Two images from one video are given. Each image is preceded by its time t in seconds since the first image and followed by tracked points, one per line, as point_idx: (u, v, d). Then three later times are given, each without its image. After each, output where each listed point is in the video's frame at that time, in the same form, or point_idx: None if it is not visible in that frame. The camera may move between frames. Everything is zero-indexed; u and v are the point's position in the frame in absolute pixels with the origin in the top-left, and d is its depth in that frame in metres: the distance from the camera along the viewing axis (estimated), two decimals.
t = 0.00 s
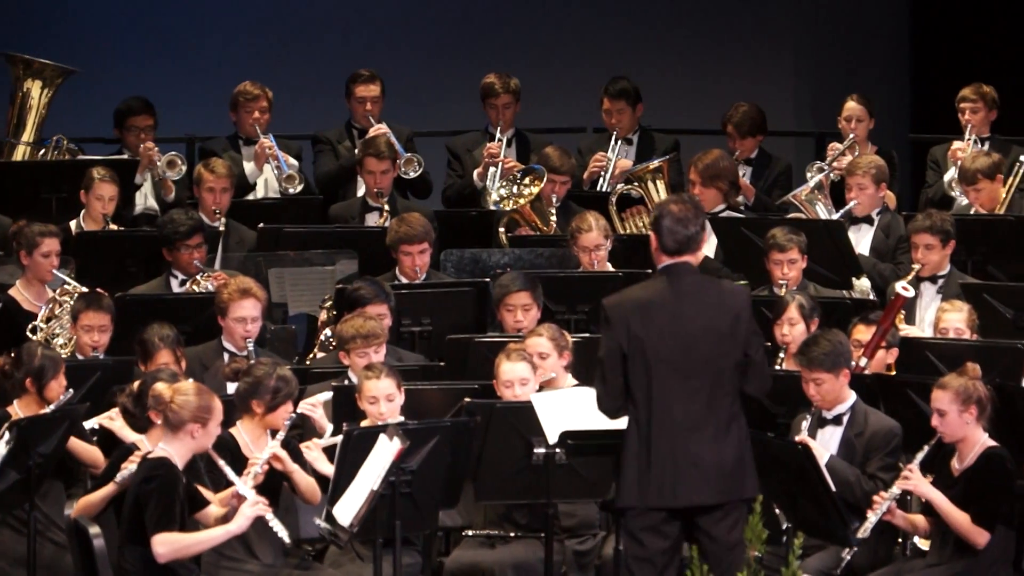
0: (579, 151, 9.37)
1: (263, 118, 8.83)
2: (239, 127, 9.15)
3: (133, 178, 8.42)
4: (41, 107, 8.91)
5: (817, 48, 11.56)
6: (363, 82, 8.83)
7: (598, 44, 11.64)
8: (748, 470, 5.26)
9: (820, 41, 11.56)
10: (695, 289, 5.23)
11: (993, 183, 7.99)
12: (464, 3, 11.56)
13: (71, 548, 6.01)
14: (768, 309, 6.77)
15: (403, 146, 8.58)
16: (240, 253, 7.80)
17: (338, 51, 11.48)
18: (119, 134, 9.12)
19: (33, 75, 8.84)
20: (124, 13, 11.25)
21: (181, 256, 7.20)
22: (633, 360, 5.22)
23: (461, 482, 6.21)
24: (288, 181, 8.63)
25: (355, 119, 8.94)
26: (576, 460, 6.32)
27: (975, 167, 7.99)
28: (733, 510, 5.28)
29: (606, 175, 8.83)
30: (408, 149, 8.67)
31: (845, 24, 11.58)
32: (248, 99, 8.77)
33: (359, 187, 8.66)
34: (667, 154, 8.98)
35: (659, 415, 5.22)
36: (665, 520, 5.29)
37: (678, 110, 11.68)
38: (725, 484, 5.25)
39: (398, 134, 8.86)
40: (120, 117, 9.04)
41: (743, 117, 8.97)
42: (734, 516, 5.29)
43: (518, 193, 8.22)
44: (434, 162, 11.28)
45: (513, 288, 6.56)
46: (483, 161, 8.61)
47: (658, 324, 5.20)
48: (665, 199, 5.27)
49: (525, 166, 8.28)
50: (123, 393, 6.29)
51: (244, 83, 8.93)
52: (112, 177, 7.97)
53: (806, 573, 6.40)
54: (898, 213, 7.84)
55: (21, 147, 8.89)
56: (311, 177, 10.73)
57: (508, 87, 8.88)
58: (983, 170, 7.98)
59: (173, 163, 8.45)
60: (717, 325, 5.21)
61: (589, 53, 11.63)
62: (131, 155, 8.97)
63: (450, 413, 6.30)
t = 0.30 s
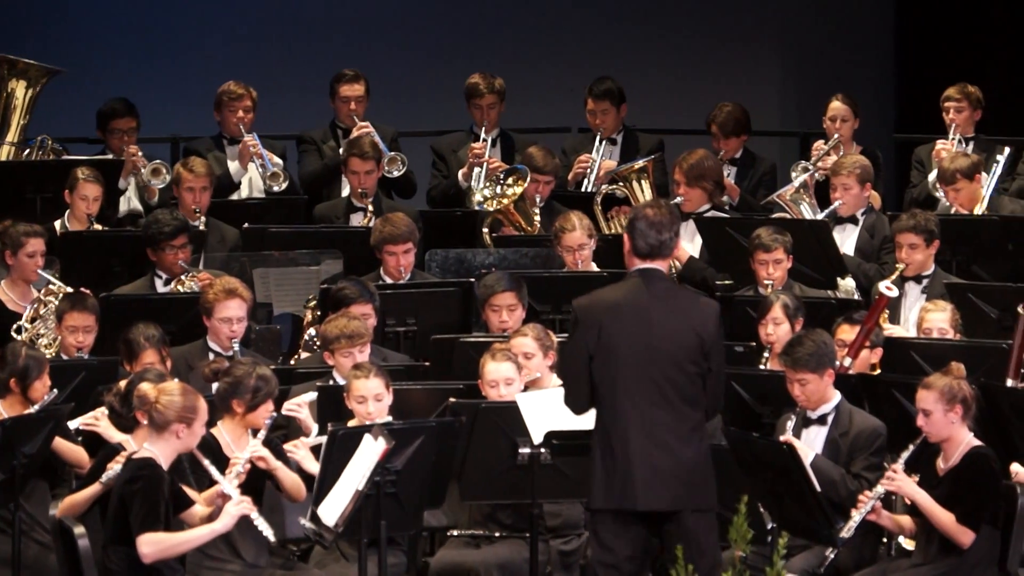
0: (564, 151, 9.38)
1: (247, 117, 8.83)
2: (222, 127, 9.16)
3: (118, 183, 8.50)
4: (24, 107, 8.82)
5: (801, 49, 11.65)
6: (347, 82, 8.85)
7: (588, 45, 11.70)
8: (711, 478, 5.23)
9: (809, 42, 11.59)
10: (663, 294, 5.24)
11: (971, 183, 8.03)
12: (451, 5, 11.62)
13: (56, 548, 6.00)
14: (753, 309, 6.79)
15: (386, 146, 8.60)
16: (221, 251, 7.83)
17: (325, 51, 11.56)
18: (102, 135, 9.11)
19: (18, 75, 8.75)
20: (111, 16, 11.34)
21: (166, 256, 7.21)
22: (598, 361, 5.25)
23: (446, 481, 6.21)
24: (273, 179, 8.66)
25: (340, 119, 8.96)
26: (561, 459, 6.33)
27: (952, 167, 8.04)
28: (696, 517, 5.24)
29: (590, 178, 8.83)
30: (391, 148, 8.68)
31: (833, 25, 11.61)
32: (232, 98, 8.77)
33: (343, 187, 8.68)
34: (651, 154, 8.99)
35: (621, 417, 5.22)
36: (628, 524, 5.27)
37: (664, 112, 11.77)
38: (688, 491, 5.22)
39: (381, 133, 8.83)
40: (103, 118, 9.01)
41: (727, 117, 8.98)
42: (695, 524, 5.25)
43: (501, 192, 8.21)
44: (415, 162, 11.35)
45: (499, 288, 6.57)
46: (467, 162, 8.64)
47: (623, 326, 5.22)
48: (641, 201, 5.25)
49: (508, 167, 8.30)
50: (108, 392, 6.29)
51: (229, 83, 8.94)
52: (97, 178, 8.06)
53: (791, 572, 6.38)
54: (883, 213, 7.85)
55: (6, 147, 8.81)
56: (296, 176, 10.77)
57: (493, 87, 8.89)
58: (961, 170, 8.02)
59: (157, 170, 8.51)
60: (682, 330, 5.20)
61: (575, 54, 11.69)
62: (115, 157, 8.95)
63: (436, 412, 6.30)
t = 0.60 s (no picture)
0: (548, 151, 9.39)
1: (231, 116, 8.84)
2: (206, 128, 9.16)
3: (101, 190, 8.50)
4: (8, 107, 8.76)
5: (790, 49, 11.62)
6: (333, 81, 8.85)
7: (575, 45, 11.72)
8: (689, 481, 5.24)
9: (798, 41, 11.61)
10: (657, 294, 5.25)
11: (954, 179, 8.11)
12: (438, 6, 11.68)
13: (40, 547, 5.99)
14: (738, 309, 6.80)
15: (371, 145, 8.62)
16: (205, 250, 7.89)
17: (314, 53, 11.63)
18: (88, 137, 9.12)
19: (2, 76, 8.70)
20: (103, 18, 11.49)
21: (150, 255, 7.22)
22: (588, 355, 5.25)
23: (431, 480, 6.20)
24: (257, 177, 8.67)
25: (324, 118, 8.97)
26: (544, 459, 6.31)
27: (935, 163, 8.11)
28: (676, 516, 5.25)
29: (574, 177, 8.86)
30: (376, 148, 8.68)
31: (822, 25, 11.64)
32: (216, 97, 8.78)
33: (328, 187, 8.70)
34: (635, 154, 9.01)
35: (608, 412, 5.22)
36: (605, 519, 5.26)
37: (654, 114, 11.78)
38: (669, 489, 5.23)
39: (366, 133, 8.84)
40: (88, 120, 9.02)
41: (711, 116, 8.98)
42: (670, 525, 5.26)
43: (486, 193, 8.21)
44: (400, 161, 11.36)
45: (484, 288, 6.57)
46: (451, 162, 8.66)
47: (615, 321, 5.23)
48: (641, 199, 5.29)
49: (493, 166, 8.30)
50: (94, 392, 6.28)
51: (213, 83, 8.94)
52: (81, 176, 8.05)
53: (775, 571, 6.38)
54: (869, 213, 7.84)
55: None
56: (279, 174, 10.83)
57: (478, 87, 8.90)
58: (944, 166, 8.09)
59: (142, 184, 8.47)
60: (673, 328, 5.21)
61: (564, 55, 11.74)
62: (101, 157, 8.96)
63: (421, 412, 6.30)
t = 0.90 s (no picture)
0: (531, 150, 9.41)
1: (213, 116, 8.81)
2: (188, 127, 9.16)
3: (83, 186, 8.40)
4: None
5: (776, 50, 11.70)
6: (316, 81, 8.86)
7: (562, 46, 11.84)
8: (701, 474, 5.26)
9: (786, 42, 11.66)
10: (647, 293, 5.22)
11: (938, 179, 8.11)
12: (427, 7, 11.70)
13: (21, 548, 5.97)
14: (721, 308, 6.80)
15: (354, 144, 8.63)
16: (188, 250, 7.94)
17: (300, 53, 11.70)
18: (71, 135, 9.17)
19: None
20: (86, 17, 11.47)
21: (133, 255, 7.24)
22: (588, 363, 5.21)
23: (413, 480, 6.17)
24: (240, 177, 8.65)
25: (307, 118, 8.96)
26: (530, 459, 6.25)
27: (918, 165, 8.09)
28: (687, 512, 5.28)
29: (557, 176, 8.92)
30: (359, 148, 8.70)
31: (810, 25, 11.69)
32: (198, 97, 8.76)
33: (311, 186, 8.72)
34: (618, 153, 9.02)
35: (614, 417, 5.21)
36: (616, 522, 5.27)
37: (640, 112, 11.88)
38: (680, 488, 5.23)
39: (349, 132, 8.83)
40: (73, 119, 9.06)
41: (694, 115, 9.01)
42: (685, 518, 5.28)
43: (469, 192, 8.23)
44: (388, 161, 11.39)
45: (466, 288, 6.58)
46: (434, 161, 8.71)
47: (613, 326, 5.20)
48: (608, 200, 5.26)
49: (476, 167, 8.31)
50: (77, 391, 6.27)
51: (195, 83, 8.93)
52: (63, 178, 7.99)
53: (759, 571, 6.38)
54: (851, 213, 7.89)
55: None
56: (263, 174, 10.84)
57: (461, 87, 8.93)
58: (927, 167, 8.09)
59: (125, 176, 8.42)
60: (670, 327, 5.21)
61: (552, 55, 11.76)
62: (83, 156, 9.03)
63: (404, 412, 6.31)
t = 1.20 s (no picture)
0: (513, 150, 9.44)
1: (195, 117, 8.90)
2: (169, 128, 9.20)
3: (67, 177, 8.48)
4: None
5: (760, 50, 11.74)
6: (298, 80, 8.87)
7: (549, 44, 11.78)
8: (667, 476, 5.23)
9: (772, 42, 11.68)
10: (619, 293, 5.22)
11: (922, 180, 8.14)
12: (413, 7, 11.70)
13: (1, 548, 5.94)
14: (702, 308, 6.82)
15: (336, 144, 8.66)
16: (172, 250, 7.93)
17: (282, 52, 11.58)
18: (52, 133, 9.28)
19: None
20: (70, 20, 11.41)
21: (114, 255, 7.39)
22: (556, 361, 5.23)
23: (393, 480, 6.06)
24: (221, 182, 8.71)
25: (289, 117, 8.98)
26: (511, 459, 6.16)
27: (902, 167, 8.11)
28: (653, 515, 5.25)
29: (539, 175, 8.89)
30: (341, 146, 8.75)
31: (796, 25, 11.73)
32: (179, 98, 8.85)
33: (292, 185, 8.74)
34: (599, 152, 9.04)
35: (581, 416, 5.21)
36: (582, 522, 5.25)
37: (629, 110, 11.80)
38: (645, 490, 5.21)
39: (331, 132, 8.88)
40: (53, 116, 9.18)
41: (676, 114, 9.05)
42: (652, 521, 5.26)
43: (451, 190, 8.28)
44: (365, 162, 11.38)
45: (448, 287, 6.63)
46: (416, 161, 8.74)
47: (581, 325, 5.20)
48: (589, 202, 5.27)
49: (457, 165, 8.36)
50: (59, 391, 6.23)
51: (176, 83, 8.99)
52: (44, 177, 8.02)
53: (741, 571, 6.36)
54: (831, 212, 7.97)
55: None
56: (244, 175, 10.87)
57: (442, 86, 8.97)
58: (911, 169, 8.10)
59: (106, 162, 8.57)
60: (639, 328, 5.19)
61: (539, 54, 11.77)
62: (65, 153, 9.12)
63: (386, 411, 6.29)
